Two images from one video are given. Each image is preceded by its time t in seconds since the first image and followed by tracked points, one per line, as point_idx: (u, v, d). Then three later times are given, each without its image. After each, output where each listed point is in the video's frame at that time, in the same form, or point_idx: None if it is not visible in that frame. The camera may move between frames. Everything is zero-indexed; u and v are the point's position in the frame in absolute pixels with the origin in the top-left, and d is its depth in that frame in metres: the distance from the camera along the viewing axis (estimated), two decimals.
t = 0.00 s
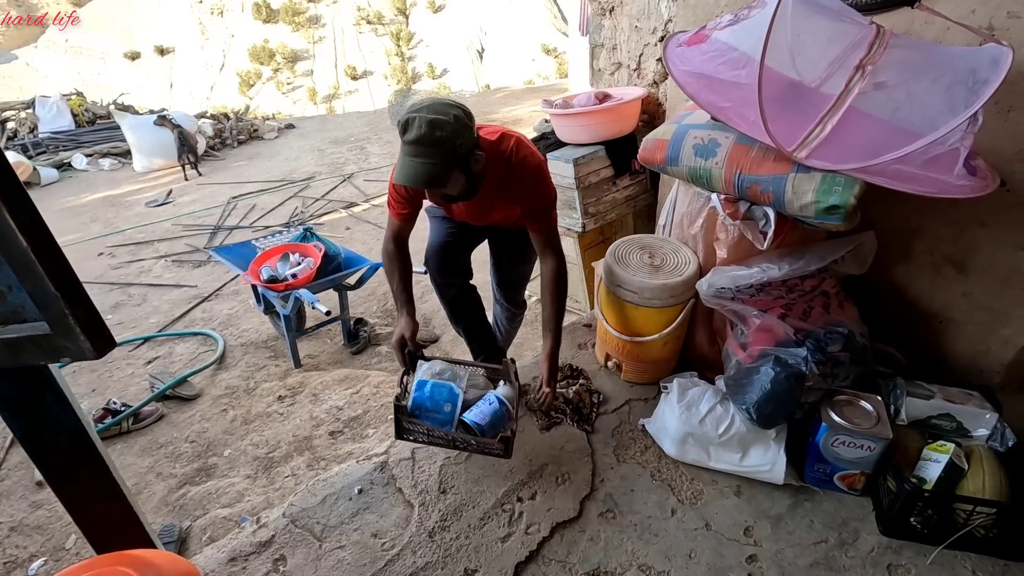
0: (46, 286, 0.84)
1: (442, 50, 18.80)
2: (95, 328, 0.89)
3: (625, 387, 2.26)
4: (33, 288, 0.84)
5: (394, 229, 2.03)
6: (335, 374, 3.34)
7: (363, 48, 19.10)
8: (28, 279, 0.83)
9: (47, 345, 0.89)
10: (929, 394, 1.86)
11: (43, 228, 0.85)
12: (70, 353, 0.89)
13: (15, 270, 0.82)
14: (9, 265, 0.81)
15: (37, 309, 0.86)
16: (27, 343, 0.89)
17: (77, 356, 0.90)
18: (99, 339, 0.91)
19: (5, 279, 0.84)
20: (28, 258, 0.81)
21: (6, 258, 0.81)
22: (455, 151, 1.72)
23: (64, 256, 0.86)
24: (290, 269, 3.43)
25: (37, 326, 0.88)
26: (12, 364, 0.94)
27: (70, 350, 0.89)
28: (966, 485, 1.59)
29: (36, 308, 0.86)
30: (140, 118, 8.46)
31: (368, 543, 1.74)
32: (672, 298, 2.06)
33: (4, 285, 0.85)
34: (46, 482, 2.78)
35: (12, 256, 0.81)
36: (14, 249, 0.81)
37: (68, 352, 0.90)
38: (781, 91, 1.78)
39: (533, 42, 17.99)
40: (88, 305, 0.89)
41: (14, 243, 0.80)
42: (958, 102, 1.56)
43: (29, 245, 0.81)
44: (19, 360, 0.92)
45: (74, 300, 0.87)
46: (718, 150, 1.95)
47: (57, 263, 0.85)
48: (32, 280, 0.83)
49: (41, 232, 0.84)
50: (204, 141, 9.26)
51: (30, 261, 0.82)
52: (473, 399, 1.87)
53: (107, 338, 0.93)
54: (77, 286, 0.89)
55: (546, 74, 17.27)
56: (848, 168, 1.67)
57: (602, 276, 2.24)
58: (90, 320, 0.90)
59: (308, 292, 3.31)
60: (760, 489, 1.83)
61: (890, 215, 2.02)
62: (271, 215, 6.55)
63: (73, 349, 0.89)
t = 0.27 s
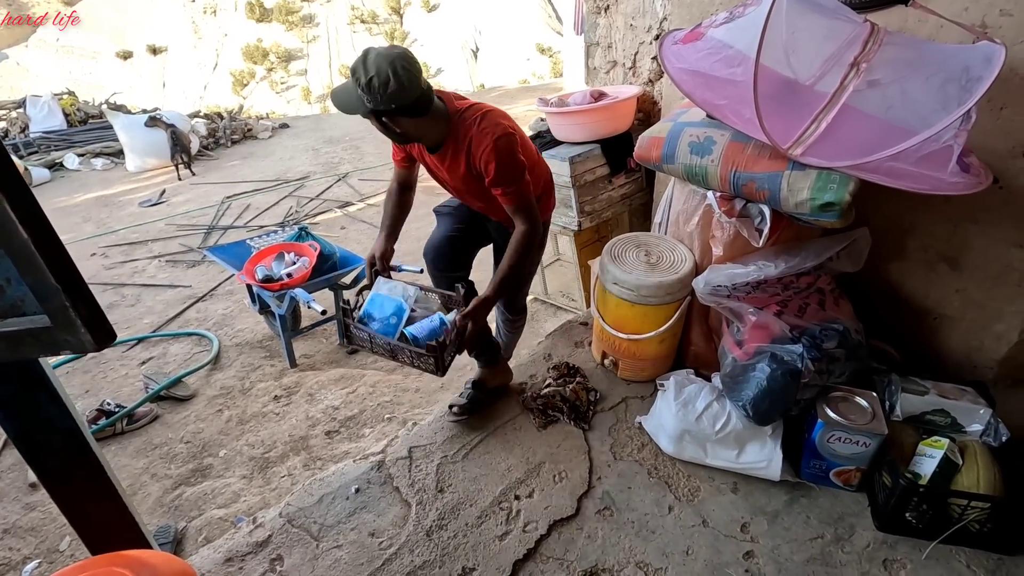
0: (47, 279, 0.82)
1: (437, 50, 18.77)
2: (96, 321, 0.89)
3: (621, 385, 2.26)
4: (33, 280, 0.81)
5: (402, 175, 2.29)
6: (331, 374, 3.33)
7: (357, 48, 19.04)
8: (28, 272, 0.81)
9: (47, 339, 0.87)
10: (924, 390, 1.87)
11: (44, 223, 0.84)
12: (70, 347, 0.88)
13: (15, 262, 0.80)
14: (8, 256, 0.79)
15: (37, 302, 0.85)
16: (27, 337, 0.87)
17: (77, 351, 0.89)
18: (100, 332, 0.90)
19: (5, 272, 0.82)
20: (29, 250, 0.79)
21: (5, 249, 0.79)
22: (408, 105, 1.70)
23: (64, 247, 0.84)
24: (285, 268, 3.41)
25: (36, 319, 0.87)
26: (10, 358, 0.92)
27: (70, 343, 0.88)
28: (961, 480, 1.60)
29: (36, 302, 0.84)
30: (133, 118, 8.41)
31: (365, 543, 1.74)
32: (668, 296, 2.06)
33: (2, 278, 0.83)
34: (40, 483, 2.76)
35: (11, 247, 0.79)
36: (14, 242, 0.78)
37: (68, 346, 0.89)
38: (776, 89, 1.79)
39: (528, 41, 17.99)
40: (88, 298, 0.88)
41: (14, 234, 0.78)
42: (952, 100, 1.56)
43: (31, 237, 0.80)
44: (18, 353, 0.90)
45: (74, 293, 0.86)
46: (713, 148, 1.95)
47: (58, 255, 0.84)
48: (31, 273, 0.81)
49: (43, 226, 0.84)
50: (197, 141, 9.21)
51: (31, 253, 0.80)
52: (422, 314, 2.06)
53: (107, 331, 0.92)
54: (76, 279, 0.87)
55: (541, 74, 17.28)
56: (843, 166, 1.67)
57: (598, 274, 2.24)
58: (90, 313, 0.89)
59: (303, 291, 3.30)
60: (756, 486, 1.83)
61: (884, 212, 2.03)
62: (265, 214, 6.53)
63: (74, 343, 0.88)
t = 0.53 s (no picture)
0: (57, 277, 0.83)
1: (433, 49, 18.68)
2: (106, 320, 0.88)
3: (621, 384, 2.26)
4: (44, 279, 0.82)
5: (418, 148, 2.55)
6: (329, 374, 3.33)
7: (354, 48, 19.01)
8: (39, 270, 0.82)
9: (56, 337, 0.88)
10: (921, 388, 1.88)
11: (55, 217, 0.83)
12: (80, 345, 0.88)
13: (26, 260, 0.81)
14: (20, 253, 0.80)
15: (46, 300, 0.85)
16: (36, 335, 0.88)
17: (89, 348, 0.89)
18: (109, 329, 0.90)
19: (15, 270, 0.83)
20: (40, 248, 0.80)
21: (17, 248, 0.80)
22: (401, 52, 1.89)
23: (75, 246, 0.84)
24: (284, 268, 3.41)
25: (46, 317, 0.87)
26: (17, 356, 0.92)
27: (80, 342, 0.88)
28: (960, 477, 1.60)
29: (46, 300, 0.85)
30: (129, 118, 8.39)
31: (366, 543, 1.73)
32: (668, 295, 2.06)
33: (12, 277, 0.84)
34: (38, 485, 2.75)
35: (24, 245, 0.80)
36: (25, 239, 0.80)
37: (78, 345, 0.89)
38: (774, 88, 1.79)
39: (525, 41, 17.99)
40: (97, 295, 0.88)
41: (25, 232, 0.79)
42: (950, 99, 1.57)
43: (41, 234, 0.80)
44: (27, 352, 0.91)
45: (84, 291, 0.86)
46: (712, 147, 1.96)
47: (68, 252, 0.83)
48: (42, 270, 0.82)
49: (52, 221, 0.82)
50: (194, 141, 9.19)
51: (42, 251, 0.81)
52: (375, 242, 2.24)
53: (117, 329, 0.91)
54: (87, 275, 0.87)
55: (538, 73, 17.26)
56: (842, 165, 1.68)
57: (598, 273, 2.24)
58: (100, 313, 0.89)
59: (302, 292, 3.29)
60: (756, 484, 1.84)
61: (882, 210, 2.04)
62: (263, 215, 6.52)
63: (83, 341, 0.88)
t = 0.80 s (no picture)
0: (68, 280, 0.83)
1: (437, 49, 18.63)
2: (117, 323, 0.89)
3: (628, 384, 2.26)
4: (56, 282, 0.83)
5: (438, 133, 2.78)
6: (335, 374, 3.33)
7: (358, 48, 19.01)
8: (50, 273, 0.82)
9: (68, 341, 0.88)
10: (931, 389, 1.87)
11: (68, 221, 0.84)
12: (91, 349, 0.89)
13: (39, 263, 0.82)
14: (33, 256, 0.81)
15: (58, 303, 0.86)
16: (47, 338, 0.89)
17: (100, 352, 0.90)
18: (121, 334, 0.90)
19: (26, 274, 0.84)
20: (52, 251, 0.81)
21: (29, 252, 0.81)
22: (411, 20, 2.12)
23: (87, 249, 0.84)
24: (290, 268, 3.42)
25: (58, 320, 0.88)
26: (27, 361, 0.93)
27: (92, 345, 0.89)
28: (970, 478, 1.60)
29: (57, 303, 0.86)
30: (134, 119, 8.42)
31: (373, 542, 1.74)
32: (675, 295, 2.06)
33: (24, 280, 0.85)
34: (46, 484, 2.76)
35: (37, 249, 0.80)
36: (37, 242, 0.80)
37: (90, 348, 0.89)
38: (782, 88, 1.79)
39: (528, 41, 17.99)
40: (108, 299, 0.88)
41: (37, 235, 0.80)
42: (959, 98, 1.56)
43: (53, 238, 0.80)
44: (39, 356, 0.92)
45: (96, 295, 0.86)
46: (720, 147, 1.96)
47: (79, 255, 0.84)
48: (54, 273, 0.82)
49: (64, 224, 0.82)
50: (199, 141, 9.22)
51: (53, 253, 0.81)
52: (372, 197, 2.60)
53: (128, 332, 0.92)
54: (99, 280, 0.88)
55: (541, 73, 17.25)
56: (851, 165, 1.67)
57: (604, 273, 2.24)
58: (111, 316, 0.89)
59: (308, 291, 3.29)
60: (764, 484, 1.83)
61: (890, 210, 2.03)
62: (267, 215, 6.53)
63: (95, 345, 0.89)
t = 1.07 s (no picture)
0: (97, 283, 0.83)
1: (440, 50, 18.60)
2: (143, 327, 0.89)
3: (634, 386, 2.26)
4: (84, 286, 0.83)
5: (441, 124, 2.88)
6: (340, 375, 3.34)
7: (362, 48, 19.03)
8: (79, 277, 0.83)
9: (95, 344, 0.89)
10: (940, 392, 1.86)
11: (95, 225, 0.84)
12: (117, 352, 0.89)
13: (67, 267, 0.82)
14: (62, 260, 0.81)
15: (85, 306, 0.86)
16: (72, 342, 0.89)
17: (126, 355, 0.90)
18: (147, 337, 0.91)
19: (53, 277, 0.84)
20: (81, 255, 0.81)
21: (58, 256, 0.81)
22: (417, 8, 2.19)
23: (114, 253, 0.85)
24: (296, 269, 3.42)
25: (83, 324, 0.88)
26: (53, 364, 0.93)
27: (117, 348, 0.89)
28: (980, 482, 1.60)
29: (84, 306, 0.86)
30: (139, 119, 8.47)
31: (381, 544, 1.74)
32: (682, 297, 2.06)
33: (51, 283, 0.85)
34: (53, 484, 2.77)
35: (66, 253, 0.81)
36: (67, 247, 0.80)
37: (116, 351, 0.90)
38: (791, 89, 1.78)
39: (532, 41, 17.98)
40: (135, 303, 0.89)
41: (67, 240, 0.80)
42: (969, 99, 1.56)
43: (82, 243, 0.81)
44: (64, 360, 0.92)
45: (123, 299, 0.86)
46: (728, 149, 1.95)
47: (106, 259, 0.84)
48: (82, 277, 0.83)
49: (92, 228, 0.83)
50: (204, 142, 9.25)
51: (82, 258, 0.81)
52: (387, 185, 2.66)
53: (153, 336, 0.92)
54: (126, 283, 0.88)
55: (545, 74, 17.24)
56: (860, 167, 1.66)
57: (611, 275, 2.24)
58: (137, 319, 0.89)
59: (314, 292, 3.30)
60: (771, 487, 1.83)
61: (899, 211, 2.03)
62: (272, 215, 6.55)
63: (121, 348, 0.89)
